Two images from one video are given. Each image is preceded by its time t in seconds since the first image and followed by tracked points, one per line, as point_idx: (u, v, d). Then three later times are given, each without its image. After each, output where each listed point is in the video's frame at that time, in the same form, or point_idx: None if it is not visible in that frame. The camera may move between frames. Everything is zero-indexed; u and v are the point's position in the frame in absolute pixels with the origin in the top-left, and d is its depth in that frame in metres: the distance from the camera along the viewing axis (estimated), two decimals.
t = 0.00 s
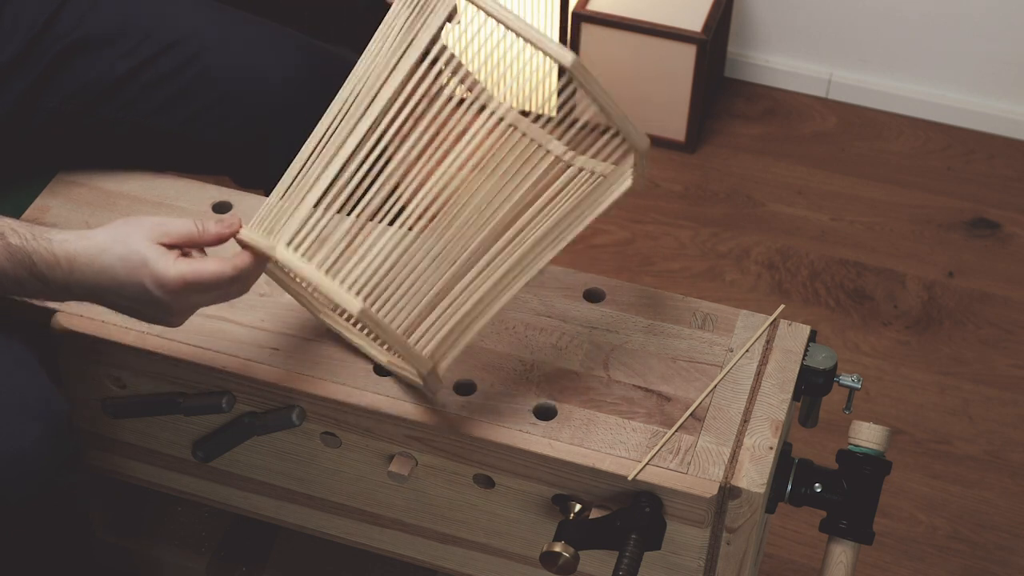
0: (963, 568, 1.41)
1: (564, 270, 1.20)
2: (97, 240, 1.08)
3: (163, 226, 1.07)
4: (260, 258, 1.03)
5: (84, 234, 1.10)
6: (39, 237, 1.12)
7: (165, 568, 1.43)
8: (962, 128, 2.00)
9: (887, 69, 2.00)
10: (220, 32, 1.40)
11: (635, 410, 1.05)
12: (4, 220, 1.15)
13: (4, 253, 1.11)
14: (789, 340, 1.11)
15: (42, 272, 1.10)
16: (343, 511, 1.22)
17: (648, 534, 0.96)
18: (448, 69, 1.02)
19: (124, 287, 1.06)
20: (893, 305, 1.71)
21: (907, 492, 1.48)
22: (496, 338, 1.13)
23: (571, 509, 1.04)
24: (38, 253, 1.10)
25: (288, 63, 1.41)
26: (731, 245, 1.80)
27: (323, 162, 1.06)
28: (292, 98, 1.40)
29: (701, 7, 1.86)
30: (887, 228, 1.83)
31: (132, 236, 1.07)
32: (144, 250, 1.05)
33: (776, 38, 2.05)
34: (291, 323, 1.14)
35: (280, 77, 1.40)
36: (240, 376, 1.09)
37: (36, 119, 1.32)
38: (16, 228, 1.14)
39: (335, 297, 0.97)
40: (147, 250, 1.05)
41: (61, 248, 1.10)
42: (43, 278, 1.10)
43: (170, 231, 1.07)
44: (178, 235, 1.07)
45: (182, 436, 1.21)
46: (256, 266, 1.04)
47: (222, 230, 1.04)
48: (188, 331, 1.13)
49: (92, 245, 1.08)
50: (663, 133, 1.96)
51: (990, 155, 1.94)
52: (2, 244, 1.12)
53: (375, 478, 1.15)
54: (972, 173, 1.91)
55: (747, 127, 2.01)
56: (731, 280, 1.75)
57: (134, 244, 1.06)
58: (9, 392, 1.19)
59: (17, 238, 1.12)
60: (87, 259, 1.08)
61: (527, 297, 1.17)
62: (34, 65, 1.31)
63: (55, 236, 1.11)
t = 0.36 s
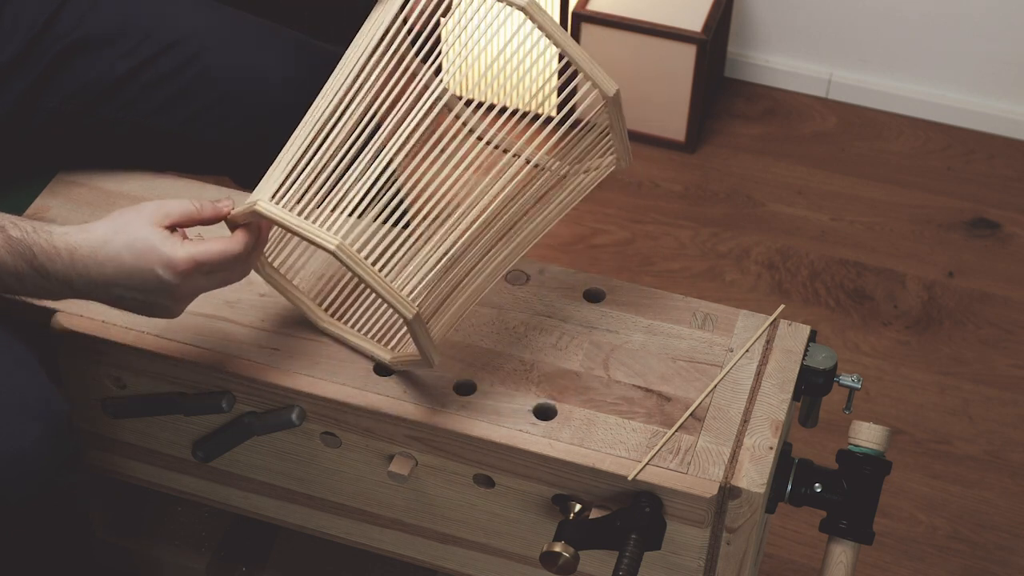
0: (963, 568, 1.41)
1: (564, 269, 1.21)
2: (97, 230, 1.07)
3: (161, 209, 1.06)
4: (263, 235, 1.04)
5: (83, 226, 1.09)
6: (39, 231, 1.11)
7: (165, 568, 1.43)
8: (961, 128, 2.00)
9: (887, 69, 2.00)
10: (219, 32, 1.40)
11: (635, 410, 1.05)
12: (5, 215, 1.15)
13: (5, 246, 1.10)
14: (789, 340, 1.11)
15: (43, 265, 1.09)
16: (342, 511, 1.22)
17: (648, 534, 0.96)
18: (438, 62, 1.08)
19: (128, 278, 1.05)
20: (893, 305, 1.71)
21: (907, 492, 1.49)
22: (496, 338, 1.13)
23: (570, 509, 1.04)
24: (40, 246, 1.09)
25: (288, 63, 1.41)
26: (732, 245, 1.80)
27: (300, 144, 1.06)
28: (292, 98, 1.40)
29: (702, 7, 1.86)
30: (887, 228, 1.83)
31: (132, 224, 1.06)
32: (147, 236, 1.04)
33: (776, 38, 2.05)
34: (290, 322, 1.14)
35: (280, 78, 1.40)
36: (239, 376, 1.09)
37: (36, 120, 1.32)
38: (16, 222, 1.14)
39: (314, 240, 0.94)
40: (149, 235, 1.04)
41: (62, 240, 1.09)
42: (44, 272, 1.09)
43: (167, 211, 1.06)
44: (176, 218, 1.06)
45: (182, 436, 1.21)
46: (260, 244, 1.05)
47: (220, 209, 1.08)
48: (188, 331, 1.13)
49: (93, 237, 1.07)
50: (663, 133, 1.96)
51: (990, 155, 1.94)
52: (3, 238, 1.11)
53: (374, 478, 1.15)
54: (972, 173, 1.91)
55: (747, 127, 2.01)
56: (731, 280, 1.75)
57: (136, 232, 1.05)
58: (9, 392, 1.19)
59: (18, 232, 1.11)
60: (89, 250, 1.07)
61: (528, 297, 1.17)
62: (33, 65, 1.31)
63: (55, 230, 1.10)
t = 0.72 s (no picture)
0: (964, 568, 1.41)
1: (564, 269, 1.21)
2: (89, 233, 1.09)
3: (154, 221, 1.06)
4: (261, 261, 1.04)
5: (73, 226, 1.11)
6: (31, 230, 1.14)
7: (164, 568, 1.43)
8: (961, 128, 2.00)
9: (887, 69, 2.00)
10: (220, 33, 1.40)
11: (635, 410, 1.05)
12: None
13: None
14: (789, 340, 1.11)
15: (35, 264, 1.12)
16: (342, 511, 1.22)
17: (648, 534, 0.96)
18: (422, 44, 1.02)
19: (116, 281, 1.08)
20: (893, 305, 1.71)
21: (907, 492, 1.49)
22: (496, 338, 1.13)
23: (570, 509, 1.04)
24: (29, 245, 1.12)
25: (288, 64, 1.41)
26: (732, 245, 1.80)
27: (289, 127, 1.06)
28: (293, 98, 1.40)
29: (702, 7, 1.86)
30: (887, 228, 1.83)
31: (123, 232, 1.07)
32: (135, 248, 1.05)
33: (777, 38, 2.05)
34: (291, 322, 1.14)
35: (280, 79, 1.40)
36: (239, 376, 1.09)
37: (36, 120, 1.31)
38: (7, 218, 1.16)
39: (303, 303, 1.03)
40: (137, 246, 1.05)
41: (54, 241, 1.11)
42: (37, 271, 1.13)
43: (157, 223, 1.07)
44: (167, 229, 1.05)
45: (182, 436, 1.21)
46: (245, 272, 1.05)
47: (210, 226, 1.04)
48: (187, 332, 1.13)
49: (82, 238, 1.09)
50: (663, 132, 1.96)
51: (990, 155, 1.94)
52: None
53: (374, 478, 1.15)
54: (972, 173, 1.91)
55: (747, 127, 2.01)
56: (731, 280, 1.75)
57: (127, 240, 1.07)
58: (10, 392, 1.19)
59: (9, 232, 1.14)
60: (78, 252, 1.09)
61: (528, 297, 1.17)
62: (33, 65, 1.31)
63: (47, 228, 1.13)
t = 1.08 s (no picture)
0: (964, 568, 1.41)
1: (564, 269, 1.21)
2: (87, 219, 1.08)
3: (154, 203, 1.06)
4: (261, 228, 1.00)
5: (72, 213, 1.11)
6: (29, 220, 1.13)
7: (164, 568, 1.43)
8: (961, 128, 2.00)
9: (887, 69, 2.00)
10: (219, 33, 1.40)
11: (635, 410, 1.05)
12: None
13: None
14: (789, 340, 1.11)
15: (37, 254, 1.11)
16: (342, 511, 1.22)
17: (648, 534, 0.96)
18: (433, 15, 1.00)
19: (116, 264, 1.07)
20: (893, 305, 1.71)
21: (906, 492, 1.49)
22: (495, 338, 1.13)
23: (570, 509, 1.04)
24: (29, 235, 1.11)
25: (288, 63, 1.40)
26: (731, 245, 1.80)
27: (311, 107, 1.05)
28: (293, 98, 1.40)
29: (702, 7, 1.86)
30: (887, 228, 1.83)
31: (122, 214, 1.07)
32: (135, 229, 1.04)
33: (777, 38, 2.05)
34: (290, 321, 1.14)
35: (280, 79, 1.39)
36: (239, 377, 1.09)
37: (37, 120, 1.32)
38: (6, 208, 1.15)
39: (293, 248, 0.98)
40: (137, 227, 1.05)
41: (53, 230, 1.11)
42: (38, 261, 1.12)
43: (157, 203, 1.06)
44: (170, 210, 1.05)
45: (182, 436, 1.22)
46: (245, 237, 1.01)
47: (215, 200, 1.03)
48: (187, 331, 1.13)
49: (82, 225, 1.09)
50: (662, 132, 1.96)
51: (990, 155, 1.94)
52: None
53: (374, 478, 1.15)
54: (972, 173, 1.91)
55: (747, 127, 2.01)
56: (731, 281, 1.75)
57: (126, 222, 1.06)
58: (10, 391, 1.20)
59: (6, 221, 1.13)
60: (79, 239, 1.09)
61: (528, 297, 1.17)
62: (33, 66, 1.31)
63: (46, 216, 1.12)
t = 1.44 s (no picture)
0: (964, 568, 1.41)
1: (564, 269, 1.21)
2: (88, 220, 1.08)
3: (157, 202, 1.05)
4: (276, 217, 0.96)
5: (74, 216, 1.10)
6: (32, 223, 1.13)
7: (164, 568, 1.43)
8: (961, 128, 2.00)
9: (887, 69, 2.00)
10: (220, 34, 1.40)
11: (635, 410, 1.05)
12: None
13: None
14: (789, 340, 1.11)
15: (36, 257, 1.11)
16: (342, 511, 1.22)
17: (648, 534, 0.96)
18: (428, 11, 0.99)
19: (115, 264, 1.06)
20: (893, 305, 1.71)
21: (907, 492, 1.49)
22: (496, 338, 1.13)
23: (570, 509, 1.04)
24: (30, 237, 1.11)
25: (288, 64, 1.41)
26: (731, 245, 1.80)
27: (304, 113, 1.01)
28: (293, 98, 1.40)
29: (701, 7, 1.86)
30: (887, 228, 1.83)
31: (123, 213, 1.06)
32: (135, 226, 1.04)
33: (777, 38, 2.05)
34: (291, 322, 1.14)
35: (281, 80, 1.40)
36: (239, 377, 1.09)
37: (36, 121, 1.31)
38: (6, 212, 1.16)
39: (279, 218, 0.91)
40: (138, 225, 1.04)
41: (54, 232, 1.10)
42: (37, 262, 1.11)
43: (160, 203, 1.05)
44: (173, 209, 1.04)
45: (182, 436, 1.21)
46: (239, 219, 1.00)
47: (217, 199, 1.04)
48: (187, 331, 1.13)
49: (82, 227, 1.08)
50: (662, 133, 1.96)
51: (990, 155, 1.94)
52: None
53: (374, 479, 1.15)
54: (973, 173, 1.91)
55: (747, 127, 2.01)
56: (731, 280, 1.75)
57: (128, 222, 1.05)
58: (11, 390, 1.20)
59: (9, 223, 1.14)
60: (79, 240, 1.08)
61: (528, 297, 1.17)
62: (32, 66, 1.31)
63: (48, 220, 1.12)
